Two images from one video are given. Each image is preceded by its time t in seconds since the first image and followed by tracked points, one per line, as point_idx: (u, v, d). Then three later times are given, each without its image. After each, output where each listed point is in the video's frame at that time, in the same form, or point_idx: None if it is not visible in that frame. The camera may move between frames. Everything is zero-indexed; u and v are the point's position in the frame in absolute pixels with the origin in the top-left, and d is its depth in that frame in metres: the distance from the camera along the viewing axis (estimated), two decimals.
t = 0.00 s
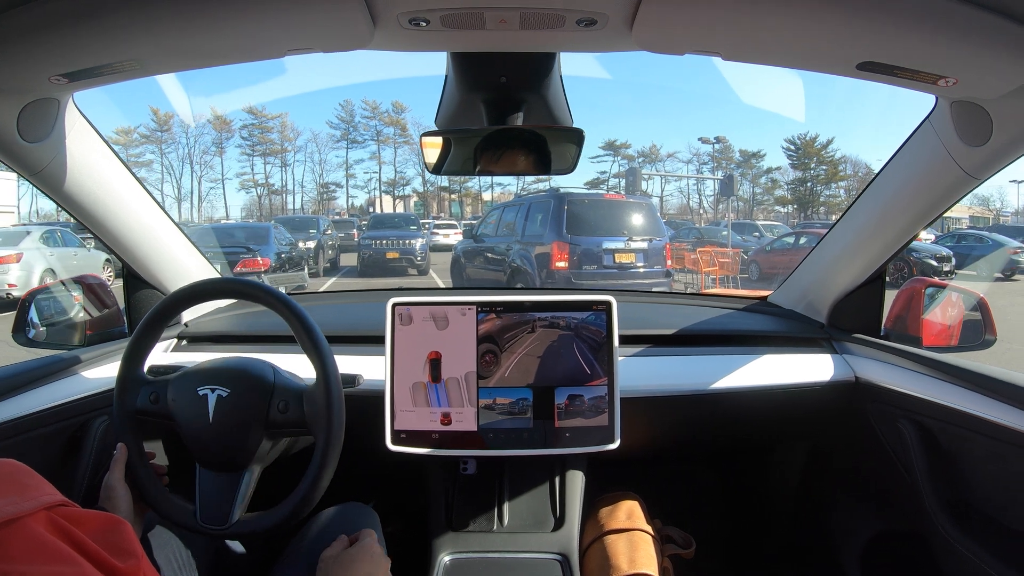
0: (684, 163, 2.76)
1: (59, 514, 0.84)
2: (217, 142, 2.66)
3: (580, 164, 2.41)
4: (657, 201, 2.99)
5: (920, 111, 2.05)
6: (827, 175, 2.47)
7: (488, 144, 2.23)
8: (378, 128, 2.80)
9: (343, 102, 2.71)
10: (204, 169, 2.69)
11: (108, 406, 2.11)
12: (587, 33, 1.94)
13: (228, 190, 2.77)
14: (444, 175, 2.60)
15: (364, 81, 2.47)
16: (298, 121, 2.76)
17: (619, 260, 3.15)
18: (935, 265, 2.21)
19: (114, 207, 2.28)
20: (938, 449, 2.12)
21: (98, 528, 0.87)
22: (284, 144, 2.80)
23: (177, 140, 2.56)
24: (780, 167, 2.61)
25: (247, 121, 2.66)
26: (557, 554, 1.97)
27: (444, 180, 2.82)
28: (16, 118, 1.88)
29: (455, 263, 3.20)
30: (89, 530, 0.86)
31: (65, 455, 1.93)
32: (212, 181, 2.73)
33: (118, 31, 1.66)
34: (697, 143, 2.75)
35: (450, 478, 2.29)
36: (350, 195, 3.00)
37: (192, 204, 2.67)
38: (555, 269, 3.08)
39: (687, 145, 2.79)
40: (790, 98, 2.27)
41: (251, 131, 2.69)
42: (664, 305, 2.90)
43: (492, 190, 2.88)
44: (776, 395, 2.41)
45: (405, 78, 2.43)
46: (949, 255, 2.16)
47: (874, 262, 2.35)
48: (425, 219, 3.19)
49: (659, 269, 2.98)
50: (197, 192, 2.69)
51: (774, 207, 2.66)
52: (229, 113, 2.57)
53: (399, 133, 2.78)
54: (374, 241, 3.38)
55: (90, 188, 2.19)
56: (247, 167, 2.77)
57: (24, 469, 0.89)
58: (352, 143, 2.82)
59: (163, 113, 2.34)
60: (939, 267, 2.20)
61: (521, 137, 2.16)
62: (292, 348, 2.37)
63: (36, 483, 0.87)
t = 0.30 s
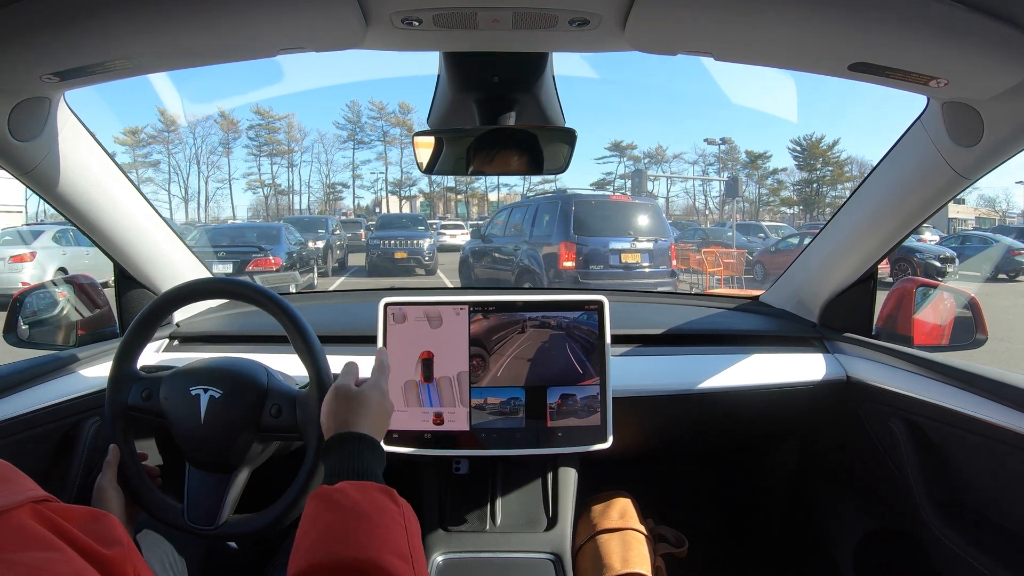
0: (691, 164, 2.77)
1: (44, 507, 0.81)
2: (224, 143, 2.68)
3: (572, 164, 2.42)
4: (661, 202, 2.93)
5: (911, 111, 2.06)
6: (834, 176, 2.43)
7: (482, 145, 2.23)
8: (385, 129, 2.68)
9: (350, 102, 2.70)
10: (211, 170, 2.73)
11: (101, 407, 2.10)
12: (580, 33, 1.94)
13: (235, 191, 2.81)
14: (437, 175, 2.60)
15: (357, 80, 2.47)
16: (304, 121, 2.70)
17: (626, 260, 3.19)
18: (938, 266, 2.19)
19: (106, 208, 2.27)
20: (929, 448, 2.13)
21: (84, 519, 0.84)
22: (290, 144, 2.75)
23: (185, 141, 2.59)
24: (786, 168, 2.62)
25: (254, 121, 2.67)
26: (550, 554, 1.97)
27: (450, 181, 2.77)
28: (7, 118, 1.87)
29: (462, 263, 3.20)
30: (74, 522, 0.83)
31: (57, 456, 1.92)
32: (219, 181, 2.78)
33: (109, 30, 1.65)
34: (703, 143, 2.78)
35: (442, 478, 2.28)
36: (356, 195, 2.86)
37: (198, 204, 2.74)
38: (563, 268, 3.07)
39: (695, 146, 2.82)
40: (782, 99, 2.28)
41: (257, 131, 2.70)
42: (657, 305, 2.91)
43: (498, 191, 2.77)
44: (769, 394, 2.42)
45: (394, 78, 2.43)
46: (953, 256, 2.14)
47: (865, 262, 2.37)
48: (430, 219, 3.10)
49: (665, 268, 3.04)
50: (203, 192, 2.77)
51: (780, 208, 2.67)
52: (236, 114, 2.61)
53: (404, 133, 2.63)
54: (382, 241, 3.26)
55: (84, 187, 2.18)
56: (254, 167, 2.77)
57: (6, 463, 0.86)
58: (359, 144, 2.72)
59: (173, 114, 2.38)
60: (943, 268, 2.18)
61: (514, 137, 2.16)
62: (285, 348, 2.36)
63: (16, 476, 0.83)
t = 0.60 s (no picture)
0: (703, 165, 2.77)
1: (34, 484, 0.69)
2: (237, 143, 2.61)
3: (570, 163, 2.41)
4: (673, 202, 2.91)
5: (910, 111, 2.05)
6: (847, 176, 2.37)
7: (480, 145, 2.23)
8: (398, 130, 2.65)
9: (363, 103, 2.68)
10: (225, 170, 2.66)
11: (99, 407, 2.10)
12: (578, 33, 1.94)
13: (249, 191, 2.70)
14: (435, 175, 2.59)
15: (356, 80, 2.46)
16: (318, 121, 2.68)
17: (638, 261, 3.18)
18: (949, 267, 2.18)
19: (103, 208, 2.27)
20: (927, 447, 2.12)
21: (75, 500, 0.73)
22: (304, 145, 2.67)
23: (197, 140, 2.57)
24: (800, 169, 2.58)
25: (268, 123, 2.66)
26: (548, 554, 1.97)
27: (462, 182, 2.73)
28: (4, 117, 1.87)
29: (477, 263, 3.10)
30: (68, 501, 0.72)
31: (54, 455, 1.92)
32: (233, 181, 2.67)
33: (106, 30, 1.65)
34: (716, 144, 2.75)
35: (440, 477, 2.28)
36: (369, 196, 2.84)
37: (211, 205, 2.70)
38: (577, 268, 3.11)
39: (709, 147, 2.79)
40: (780, 99, 2.28)
41: (271, 131, 2.67)
42: (654, 305, 2.91)
43: (510, 191, 2.79)
44: (767, 393, 2.42)
45: (392, 78, 2.43)
46: (962, 257, 2.13)
47: (863, 261, 2.36)
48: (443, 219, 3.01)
49: (677, 269, 3.04)
50: (218, 192, 2.72)
51: (793, 210, 2.60)
52: (250, 115, 2.63)
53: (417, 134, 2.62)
54: (398, 240, 3.03)
55: (81, 187, 2.18)
56: (268, 167, 2.68)
57: None
58: (372, 145, 2.67)
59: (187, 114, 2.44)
60: (954, 268, 2.17)
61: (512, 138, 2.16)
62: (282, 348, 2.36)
63: None
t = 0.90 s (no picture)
0: (719, 166, 2.80)
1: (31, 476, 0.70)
2: (256, 144, 2.78)
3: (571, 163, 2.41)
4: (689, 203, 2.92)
5: (911, 111, 2.05)
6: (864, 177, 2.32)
7: (480, 145, 2.22)
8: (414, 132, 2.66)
9: (380, 104, 2.72)
10: (242, 170, 2.80)
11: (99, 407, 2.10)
12: (579, 33, 1.94)
13: (267, 192, 2.87)
14: (434, 175, 2.59)
15: (356, 80, 2.46)
16: (335, 123, 2.80)
17: (655, 260, 3.20)
18: (965, 269, 2.15)
19: (105, 210, 2.28)
20: (927, 446, 2.13)
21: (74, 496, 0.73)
22: (321, 146, 2.80)
23: (216, 142, 2.71)
24: (816, 170, 2.52)
25: (287, 124, 2.79)
26: (549, 554, 1.97)
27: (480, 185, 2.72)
28: (4, 117, 1.86)
29: (494, 263, 3.29)
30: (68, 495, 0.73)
31: (55, 455, 1.92)
32: (251, 182, 2.83)
33: (108, 30, 1.65)
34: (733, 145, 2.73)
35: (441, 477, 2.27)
36: (386, 196, 2.95)
37: (229, 205, 2.90)
38: (594, 268, 3.13)
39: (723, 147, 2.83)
40: (781, 99, 2.28)
41: (289, 133, 2.80)
42: (654, 305, 2.91)
43: (527, 193, 2.89)
44: (769, 394, 2.43)
45: (393, 78, 2.43)
46: (978, 259, 2.10)
47: (863, 262, 2.37)
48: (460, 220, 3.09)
49: (693, 269, 3.04)
50: (236, 193, 2.90)
51: (810, 211, 2.54)
52: (268, 116, 2.78)
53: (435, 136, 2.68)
54: (415, 241, 3.14)
55: (81, 188, 2.18)
56: (285, 169, 2.80)
57: None
58: (388, 146, 2.75)
59: (202, 117, 2.56)
60: (970, 271, 2.13)
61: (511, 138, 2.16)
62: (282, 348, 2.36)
63: None
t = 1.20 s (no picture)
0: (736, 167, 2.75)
1: (47, 500, 0.80)
2: (274, 146, 2.71)
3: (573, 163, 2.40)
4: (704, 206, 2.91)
5: (914, 111, 2.05)
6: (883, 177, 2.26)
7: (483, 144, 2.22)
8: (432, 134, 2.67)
9: (398, 105, 2.67)
10: (261, 172, 2.74)
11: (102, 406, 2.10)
12: (582, 33, 1.94)
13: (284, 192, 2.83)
14: (438, 175, 2.59)
15: (360, 80, 2.46)
16: (352, 124, 2.76)
17: (672, 261, 3.16)
18: (979, 270, 2.08)
19: (110, 212, 2.29)
20: (930, 447, 2.13)
21: (86, 514, 0.84)
22: (338, 147, 2.77)
23: (234, 143, 2.68)
24: (833, 170, 2.44)
25: (304, 125, 2.74)
26: (552, 555, 1.98)
27: (498, 185, 2.82)
28: (7, 117, 1.87)
29: (513, 263, 3.19)
30: (77, 516, 0.83)
31: (59, 455, 1.92)
32: (268, 183, 2.78)
33: (111, 30, 1.65)
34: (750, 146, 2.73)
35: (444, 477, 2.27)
36: (403, 197, 2.94)
37: (248, 206, 2.83)
38: (613, 269, 3.11)
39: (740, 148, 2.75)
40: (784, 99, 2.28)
41: (307, 134, 2.74)
42: (655, 305, 2.91)
43: (544, 193, 2.94)
44: (772, 394, 2.43)
45: (396, 78, 2.42)
46: (994, 259, 2.02)
47: (866, 262, 2.37)
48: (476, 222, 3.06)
49: (710, 270, 2.95)
50: (253, 194, 2.84)
51: (827, 211, 2.50)
52: (286, 118, 2.73)
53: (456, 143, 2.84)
54: (434, 241, 3.33)
55: (86, 189, 2.19)
56: (303, 170, 2.77)
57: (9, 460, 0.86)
58: (405, 148, 2.66)
59: (221, 117, 2.57)
60: (983, 272, 2.06)
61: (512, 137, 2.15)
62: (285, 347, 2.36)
63: (21, 473, 0.82)
